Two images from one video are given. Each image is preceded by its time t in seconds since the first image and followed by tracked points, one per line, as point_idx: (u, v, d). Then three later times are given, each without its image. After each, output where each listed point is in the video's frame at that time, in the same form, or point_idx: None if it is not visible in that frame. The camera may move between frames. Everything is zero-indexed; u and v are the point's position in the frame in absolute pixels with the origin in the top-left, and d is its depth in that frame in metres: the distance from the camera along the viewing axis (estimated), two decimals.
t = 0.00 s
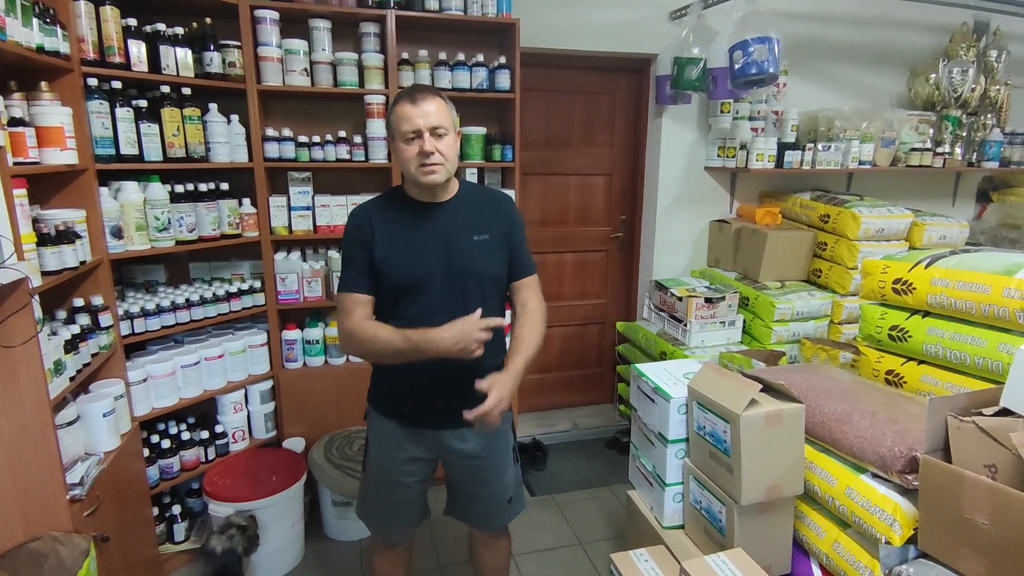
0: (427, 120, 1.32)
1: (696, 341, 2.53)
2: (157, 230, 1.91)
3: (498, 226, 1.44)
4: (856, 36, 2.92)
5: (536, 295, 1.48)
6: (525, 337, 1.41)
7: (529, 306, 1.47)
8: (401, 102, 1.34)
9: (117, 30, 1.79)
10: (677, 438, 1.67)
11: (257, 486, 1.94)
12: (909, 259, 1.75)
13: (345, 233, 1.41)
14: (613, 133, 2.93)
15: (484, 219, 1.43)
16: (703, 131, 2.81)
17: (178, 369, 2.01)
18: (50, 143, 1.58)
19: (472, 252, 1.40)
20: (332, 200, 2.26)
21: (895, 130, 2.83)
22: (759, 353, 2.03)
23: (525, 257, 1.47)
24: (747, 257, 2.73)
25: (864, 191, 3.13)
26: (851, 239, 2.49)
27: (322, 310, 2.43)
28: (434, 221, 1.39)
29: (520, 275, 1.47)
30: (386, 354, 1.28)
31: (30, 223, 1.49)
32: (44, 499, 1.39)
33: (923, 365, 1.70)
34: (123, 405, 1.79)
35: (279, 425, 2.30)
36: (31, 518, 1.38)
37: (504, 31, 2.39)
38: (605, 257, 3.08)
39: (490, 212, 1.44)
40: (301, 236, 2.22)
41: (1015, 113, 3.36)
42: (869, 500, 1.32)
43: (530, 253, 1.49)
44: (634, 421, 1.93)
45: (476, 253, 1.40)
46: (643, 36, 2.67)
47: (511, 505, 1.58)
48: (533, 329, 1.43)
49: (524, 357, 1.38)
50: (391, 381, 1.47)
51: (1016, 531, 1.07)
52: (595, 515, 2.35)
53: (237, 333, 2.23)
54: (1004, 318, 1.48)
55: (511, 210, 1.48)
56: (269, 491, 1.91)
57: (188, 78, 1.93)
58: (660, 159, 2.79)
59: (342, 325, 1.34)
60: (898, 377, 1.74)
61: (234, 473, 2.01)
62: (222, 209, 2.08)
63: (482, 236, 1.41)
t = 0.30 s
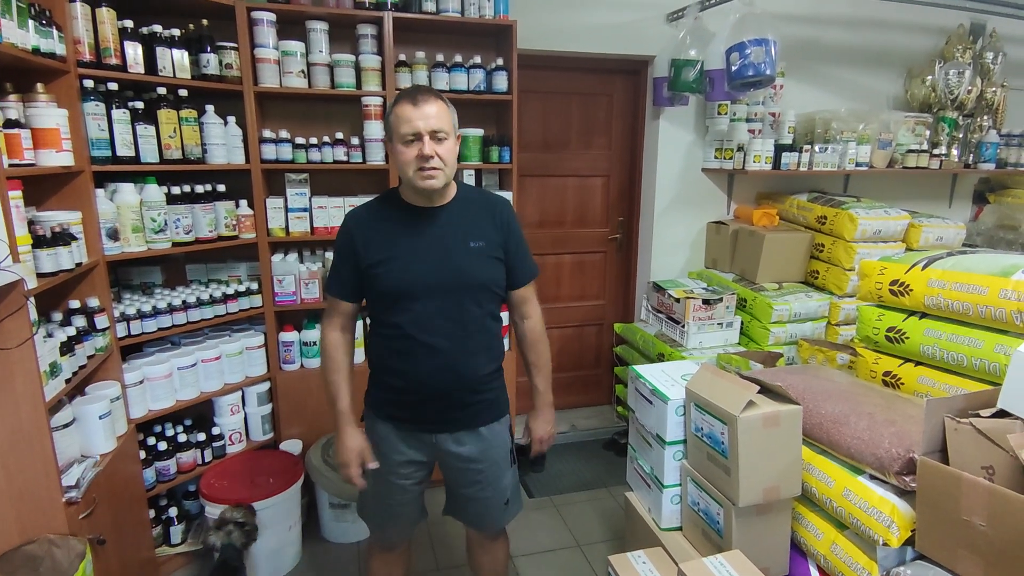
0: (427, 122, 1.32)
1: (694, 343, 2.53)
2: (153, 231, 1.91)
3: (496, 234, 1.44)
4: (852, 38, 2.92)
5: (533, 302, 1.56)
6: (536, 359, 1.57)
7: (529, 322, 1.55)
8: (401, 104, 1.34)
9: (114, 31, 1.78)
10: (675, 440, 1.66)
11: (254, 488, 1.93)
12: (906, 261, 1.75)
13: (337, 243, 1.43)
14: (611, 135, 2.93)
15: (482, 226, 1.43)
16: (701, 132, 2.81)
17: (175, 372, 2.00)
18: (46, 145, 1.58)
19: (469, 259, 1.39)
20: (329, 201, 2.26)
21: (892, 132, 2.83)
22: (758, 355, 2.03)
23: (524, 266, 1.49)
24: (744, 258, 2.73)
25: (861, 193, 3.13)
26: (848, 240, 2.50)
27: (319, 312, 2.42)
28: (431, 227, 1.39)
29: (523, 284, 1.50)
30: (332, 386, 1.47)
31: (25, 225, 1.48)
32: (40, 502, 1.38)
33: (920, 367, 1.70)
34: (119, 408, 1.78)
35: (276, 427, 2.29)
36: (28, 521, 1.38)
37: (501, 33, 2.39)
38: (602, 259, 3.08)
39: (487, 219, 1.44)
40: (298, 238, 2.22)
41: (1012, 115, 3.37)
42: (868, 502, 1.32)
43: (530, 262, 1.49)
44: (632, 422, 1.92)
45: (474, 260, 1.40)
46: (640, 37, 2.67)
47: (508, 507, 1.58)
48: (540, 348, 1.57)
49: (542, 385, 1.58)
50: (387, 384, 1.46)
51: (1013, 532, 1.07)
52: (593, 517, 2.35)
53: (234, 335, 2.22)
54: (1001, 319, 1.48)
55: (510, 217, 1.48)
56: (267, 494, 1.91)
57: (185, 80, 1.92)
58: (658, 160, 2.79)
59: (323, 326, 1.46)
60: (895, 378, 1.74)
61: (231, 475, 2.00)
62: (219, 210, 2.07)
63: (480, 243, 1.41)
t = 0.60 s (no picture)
0: (439, 118, 1.32)
1: (692, 341, 2.53)
2: (150, 229, 1.90)
3: (497, 233, 1.45)
4: (851, 37, 2.92)
5: (533, 292, 1.61)
6: (539, 343, 1.63)
7: (531, 310, 1.61)
8: (414, 98, 1.34)
9: (110, 28, 1.77)
10: (671, 439, 1.67)
11: (251, 486, 1.93)
12: (904, 260, 1.75)
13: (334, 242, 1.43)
14: (609, 133, 2.93)
15: (482, 225, 1.43)
16: (699, 131, 2.81)
17: (172, 369, 2.00)
18: (42, 141, 1.57)
19: (471, 258, 1.39)
20: (327, 199, 2.25)
21: (890, 131, 2.83)
22: (755, 352, 2.05)
23: (523, 265, 1.52)
24: (742, 257, 2.73)
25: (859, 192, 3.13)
26: (846, 239, 2.50)
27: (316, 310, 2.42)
28: (432, 225, 1.39)
29: (524, 280, 1.55)
30: (309, 376, 1.55)
31: (21, 222, 1.47)
32: (36, 500, 1.38)
33: (917, 366, 1.70)
34: (115, 405, 1.78)
35: (274, 425, 2.29)
36: (24, 519, 1.37)
37: (500, 30, 2.38)
38: (600, 257, 3.08)
39: (488, 219, 1.44)
40: (295, 236, 2.21)
41: (1009, 114, 3.37)
42: (864, 501, 1.32)
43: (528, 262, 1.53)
44: (629, 421, 1.92)
45: (475, 260, 1.40)
46: (639, 36, 2.67)
47: (505, 506, 1.58)
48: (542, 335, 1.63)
49: (546, 368, 1.64)
50: (384, 383, 1.46)
51: (1009, 531, 1.07)
52: (590, 515, 2.35)
53: (231, 333, 2.22)
54: (998, 319, 1.48)
55: (510, 217, 1.48)
56: (265, 491, 1.91)
57: (182, 77, 1.91)
58: (656, 159, 2.79)
59: (317, 319, 1.51)
60: (892, 377, 1.75)
61: (228, 472, 2.00)
62: (216, 208, 2.07)
63: (481, 242, 1.41)
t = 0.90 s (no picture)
0: (452, 116, 1.33)
1: (691, 340, 2.53)
2: (148, 229, 1.90)
3: (501, 231, 1.45)
4: (850, 36, 2.92)
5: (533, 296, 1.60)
6: (531, 345, 1.59)
7: (530, 313, 1.59)
8: (428, 96, 1.34)
9: (108, 27, 1.77)
10: (671, 438, 1.67)
11: (251, 486, 1.93)
12: (903, 258, 1.75)
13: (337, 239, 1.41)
14: (608, 132, 2.93)
15: (486, 223, 1.43)
16: (698, 130, 2.82)
17: (170, 369, 2.00)
18: (40, 141, 1.57)
19: (476, 256, 1.39)
20: (326, 198, 2.24)
21: (889, 129, 2.83)
22: (755, 351, 2.05)
23: (526, 267, 1.52)
24: (741, 256, 2.73)
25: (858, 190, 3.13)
26: (845, 237, 2.50)
27: (316, 309, 2.44)
28: (437, 221, 1.38)
29: (526, 282, 1.54)
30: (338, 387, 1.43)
31: (19, 222, 1.47)
32: (35, 500, 1.38)
33: (916, 364, 1.70)
34: (114, 405, 1.78)
35: (273, 425, 2.29)
36: (23, 520, 1.37)
37: (499, 30, 2.38)
38: (600, 256, 3.08)
39: (492, 217, 1.45)
40: (294, 235, 2.21)
41: (1008, 113, 3.37)
42: (863, 499, 1.33)
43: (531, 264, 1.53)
44: (628, 420, 1.93)
45: (480, 257, 1.40)
46: (637, 35, 2.67)
47: (508, 504, 1.58)
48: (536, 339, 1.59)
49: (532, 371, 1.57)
50: (383, 382, 1.46)
51: (1008, 529, 1.07)
52: (590, 515, 2.35)
53: (230, 333, 2.21)
54: (997, 317, 1.48)
55: (513, 216, 1.49)
56: (265, 491, 1.91)
57: (180, 77, 1.91)
58: (655, 158, 2.79)
59: (330, 323, 1.43)
60: (891, 375, 1.75)
61: (228, 472, 2.00)
62: (215, 207, 2.07)
63: (486, 240, 1.42)
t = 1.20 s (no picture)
0: (484, 115, 1.34)
1: (693, 337, 2.53)
2: (149, 226, 1.89)
3: (524, 225, 1.48)
4: (852, 30, 2.91)
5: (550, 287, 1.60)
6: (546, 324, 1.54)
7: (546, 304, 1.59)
8: (460, 94, 1.36)
9: (108, 23, 1.77)
10: (672, 434, 1.67)
11: (253, 482, 1.93)
12: (905, 254, 1.75)
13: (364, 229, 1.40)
14: (609, 128, 2.92)
15: (513, 217, 1.46)
16: (699, 125, 2.81)
17: (172, 366, 2.00)
18: (40, 138, 1.56)
19: (503, 248, 1.41)
20: (326, 195, 2.24)
21: (892, 125, 2.82)
22: (756, 348, 2.05)
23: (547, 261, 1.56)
24: (743, 252, 2.72)
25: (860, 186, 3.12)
26: (847, 233, 2.49)
27: (317, 306, 2.43)
28: (466, 214, 1.40)
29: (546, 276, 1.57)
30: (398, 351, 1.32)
31: (20, 219, 1.47)
32: (37, 497, 1.38)
33: (918, 360, 1.70)
34: (116, 402, 1.78)
35: (275, 422, 2.29)
36: (25, 517, 1.37)
37: (499, 25, 2.37)
38: (601, 253, 3.08)
39: (518, 211, 1.48)
40: (295, 232, 2.21)
41: (1011, 108, 3.36)
42: (865, 495, 1.33)
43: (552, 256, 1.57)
44: (630, 417, 1.93)
45: (507, 249, 1.43)
46: (639, 30, 2.65)
47: (530, 495, 1.61)
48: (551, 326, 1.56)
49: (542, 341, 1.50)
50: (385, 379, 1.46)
51: (1012, 525, 1.07)
52: (591, 511, 2.35)
53: (231, 330, 2.21)
54: (1000, 313, 1.48)
55: (534, 210, 1.52)
56: (268, 487, 1.91)
57: (180, 73, 1.91)
58: (657, 153, 2.78)
59: (359, 317, 1.36)
60: (893, 371, 1.74)
61: (230, 469, 2.00)
62: (216, 204, 2.07)
63: (512, 234, 1.44)
